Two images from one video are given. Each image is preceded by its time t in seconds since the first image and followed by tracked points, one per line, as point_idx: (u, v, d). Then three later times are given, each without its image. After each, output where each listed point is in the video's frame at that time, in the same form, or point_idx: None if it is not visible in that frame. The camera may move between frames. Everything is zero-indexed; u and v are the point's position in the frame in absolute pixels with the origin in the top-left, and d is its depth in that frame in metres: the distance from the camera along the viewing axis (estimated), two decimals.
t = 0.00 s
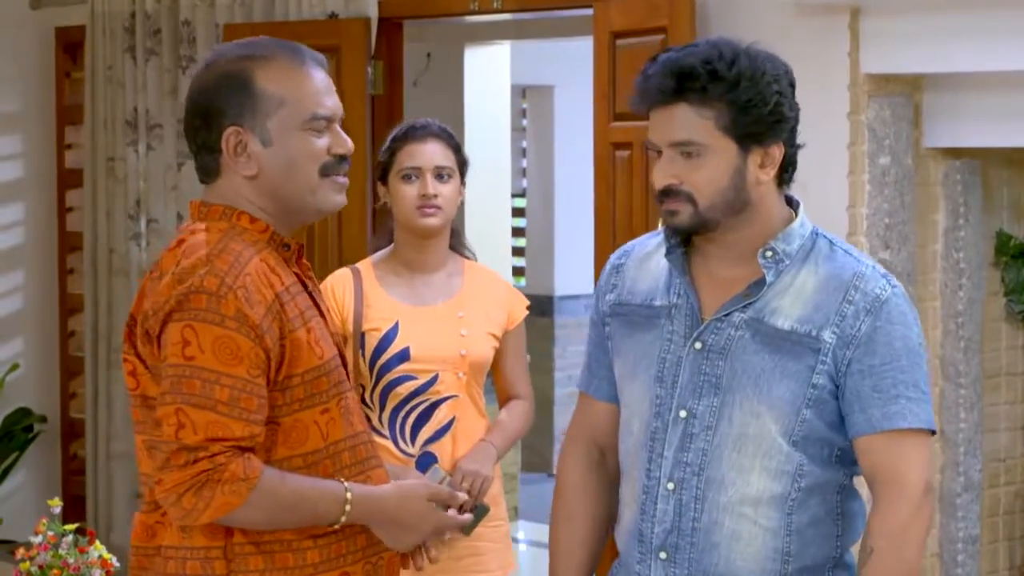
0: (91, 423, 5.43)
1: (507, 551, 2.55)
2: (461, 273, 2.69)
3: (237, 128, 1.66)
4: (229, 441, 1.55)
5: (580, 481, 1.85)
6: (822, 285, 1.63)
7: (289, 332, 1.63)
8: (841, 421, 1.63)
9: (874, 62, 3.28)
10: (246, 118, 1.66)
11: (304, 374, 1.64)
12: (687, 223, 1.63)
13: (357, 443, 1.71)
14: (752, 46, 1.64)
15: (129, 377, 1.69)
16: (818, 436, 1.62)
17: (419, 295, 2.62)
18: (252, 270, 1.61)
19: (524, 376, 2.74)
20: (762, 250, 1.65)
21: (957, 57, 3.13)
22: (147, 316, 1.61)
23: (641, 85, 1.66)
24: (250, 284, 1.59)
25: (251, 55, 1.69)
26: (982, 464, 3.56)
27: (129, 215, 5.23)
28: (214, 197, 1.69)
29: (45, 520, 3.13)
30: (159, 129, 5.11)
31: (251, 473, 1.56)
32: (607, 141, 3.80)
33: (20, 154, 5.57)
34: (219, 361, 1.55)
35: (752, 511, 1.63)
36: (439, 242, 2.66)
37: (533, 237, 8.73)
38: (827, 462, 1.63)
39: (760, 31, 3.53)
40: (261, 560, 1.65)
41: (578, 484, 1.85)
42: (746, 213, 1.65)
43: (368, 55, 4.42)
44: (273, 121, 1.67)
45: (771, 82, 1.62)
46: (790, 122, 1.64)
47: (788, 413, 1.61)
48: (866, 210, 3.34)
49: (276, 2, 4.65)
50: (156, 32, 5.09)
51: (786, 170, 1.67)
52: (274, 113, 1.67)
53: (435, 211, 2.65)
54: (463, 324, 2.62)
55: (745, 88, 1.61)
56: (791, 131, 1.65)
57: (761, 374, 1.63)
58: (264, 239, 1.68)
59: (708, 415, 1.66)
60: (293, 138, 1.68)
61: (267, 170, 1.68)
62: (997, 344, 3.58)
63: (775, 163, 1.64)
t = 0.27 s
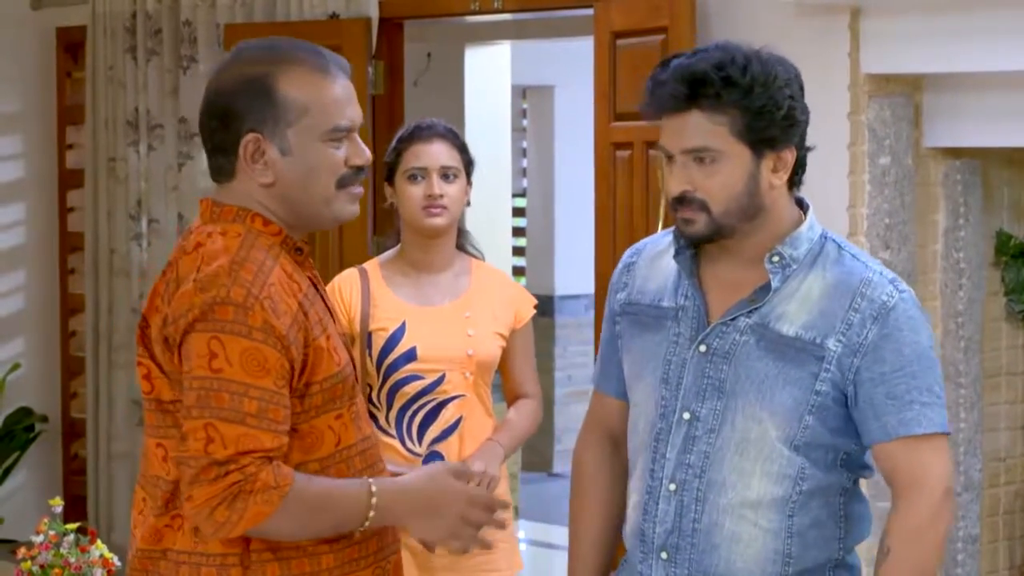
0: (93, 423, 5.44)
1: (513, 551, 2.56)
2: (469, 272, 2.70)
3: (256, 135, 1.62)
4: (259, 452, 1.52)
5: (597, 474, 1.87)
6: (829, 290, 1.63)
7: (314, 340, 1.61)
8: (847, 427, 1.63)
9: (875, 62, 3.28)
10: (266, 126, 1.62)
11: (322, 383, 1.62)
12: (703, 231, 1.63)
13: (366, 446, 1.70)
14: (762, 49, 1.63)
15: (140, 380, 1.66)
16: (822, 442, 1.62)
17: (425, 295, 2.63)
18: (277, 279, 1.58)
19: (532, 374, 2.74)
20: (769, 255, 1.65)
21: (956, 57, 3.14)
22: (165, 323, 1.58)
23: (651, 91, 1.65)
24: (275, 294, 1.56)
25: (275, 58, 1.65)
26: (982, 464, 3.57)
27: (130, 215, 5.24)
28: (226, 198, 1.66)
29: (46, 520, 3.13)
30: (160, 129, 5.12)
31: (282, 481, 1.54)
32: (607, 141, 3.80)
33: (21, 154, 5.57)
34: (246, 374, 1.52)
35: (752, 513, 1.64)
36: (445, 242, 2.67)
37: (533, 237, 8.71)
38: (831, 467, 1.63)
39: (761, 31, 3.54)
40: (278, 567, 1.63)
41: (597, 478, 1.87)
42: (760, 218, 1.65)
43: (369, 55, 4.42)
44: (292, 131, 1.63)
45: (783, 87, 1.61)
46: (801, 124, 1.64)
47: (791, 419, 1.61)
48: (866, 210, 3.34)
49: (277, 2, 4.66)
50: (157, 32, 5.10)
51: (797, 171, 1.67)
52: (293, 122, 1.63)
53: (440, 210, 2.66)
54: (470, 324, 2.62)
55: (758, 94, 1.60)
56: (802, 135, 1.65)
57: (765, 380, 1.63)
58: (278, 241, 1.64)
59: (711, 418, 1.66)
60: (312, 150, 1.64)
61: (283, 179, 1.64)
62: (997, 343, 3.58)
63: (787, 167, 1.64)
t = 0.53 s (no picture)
0: (95, 422, 5.45)
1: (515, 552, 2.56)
2: (471, 272, 2.72)
3: (276, 146, 1.55)
4: (272, 463, 1.43)
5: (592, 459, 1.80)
6: (837, 281, 1.61)
7: (325, 352, 1.53)
8: (850, 420, 1.61)
9: (875, 62, 3.29)
10: (286, 138, 1.55)
11: (334, 394, 1.55)
12: (718, 234, 1.60)
13: (376, 452, 1.63)
14: (768, 49, 1.61)
15: (150, 386, 1.59)
16: (826, 433, 1.60)
17: (427, 294, 2.64)
18: (287, 290, 1.50)
19: (533, 375, 2.75)
20: (776, 246, 1.62)
21: (955, 57, 3.15)
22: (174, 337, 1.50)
23: (659, 95, 1.63)
24: (286, 306, 1.48)
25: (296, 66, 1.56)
26: (981, 463, 3.58)
27: (132, 214, 5.25)
28: (239, 203, 1.59)
29: (48, 518, 3.13)
30: (162, 129, 5.13)
31: (298, 489, 1.44)
32: (607, 139, 3.81)
33: (22, 154, 5.58)
34: (258, 388, 1.43)
35: (755, 505, 1.61)
36: (449, 240, 2.70)
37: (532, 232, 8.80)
38: (833, 460, 1.61)
39: (761, 31, 3.55)
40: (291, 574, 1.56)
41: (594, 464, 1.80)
42: (771, 219, 1.63)
43: (370, 55, 4.43)
44: (313, 143, 1.56)
45: (793, 88, 1.59)
46: (809, 124, 1.62)
47: (798, 408, 1.59)
48: (865, 210, 3.36)
49: (278, 3, 4.67)
50: (158, 32, 5.11)
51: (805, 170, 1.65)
52: (315, 133, 1.56)
53: (445, 210, 2.70)
54: (473, 324, 2.64)
55: (770, 96, 1.58)
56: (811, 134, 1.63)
57: (771, 369, 1.61)
58: (289, 249, 1.57)
59: (716, 408, 1.64)
60: (333, 164, 1.56)
61: (302, 191, 1.57)
62: (996, 343, 3.60)
63: (798, 166, 1.62)
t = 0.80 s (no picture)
0: (97, 422, 5.48)
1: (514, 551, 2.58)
2: (470, 272, 2.74)
3: (287, 155, 1.55)
4: (255, 468, 1.44)
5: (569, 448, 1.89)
6: (822, 271, 1.71)
7: (320, 355, 1.52)
8: (837, 408, 1.70)
9: (874, 64, 3.31)
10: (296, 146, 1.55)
11: (333, 396, 1.55)
12: (697, 228, 1.72)
13: (379, 454, 1.63)
14: (752, 49, 1.72)
15: (149, 392, 1.62)
16: (816, 420, 1.69)
17: (427, 293, 2.66)
18: (279, 293, 1.50)
19: (530, 375, 2.78)
20: (763, 237, 1.72)
21: (954, 58, 3.16)
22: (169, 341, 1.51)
23: (647, 94, 1.74)
24: (277, 309, 1.48)
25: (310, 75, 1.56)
26: (981, 462, 3.59)
27: (134, 215, 5.27)
28: (239, 204, 1.59)
29: (51, 517, 3.15)
30: (164, 131, 5.15)
31: (279, 494, 1.44)
32: (607, 140, 3.83)
33: (25, 155, 5.59)
34: (242, 391, 1.44)
35: (746, 493, 1.70)
36: (449, 240, 2.72)
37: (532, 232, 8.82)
38: (822, 449, 1.70)
39: (760, 33, 3.57)
40: None
41: (570, 452, 1.89)
42: (753, 214, 1.73)
43: (372, 56, 4.45)
44: (321, 152, 1.56)
45: (773, 86, 1.70)
46: (792, 123, 1.73)
47: (790, 393, 1.68)
48: (864, 210, 3.38)
49: (280, 5, 4.69)
50: (160, 34, 5.13)
51: (789, 168, 1.76)
52: (324, 142, 1.56)
53: (445, 210, 2.71)
54: (473, 323, 2.66)
55: (750, 94, 1.69)
56: (794, 132, 1.73)
57: (763, 355, 1.69)
58: (288, 250, 1.57)
59: (707, 396, 1.72)
60: (338, 172, 1.57)
61: (310, 199, 1.57)
62: (994, 343, 3.62)
63: (780, 163, 1.73)
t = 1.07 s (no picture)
0: (97, 422, 5.48)
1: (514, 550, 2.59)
2: (468, 271, 2.75)
3: (298, 160, 1.57)
4: (230, 472, 1.48)
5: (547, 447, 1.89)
6: (798, 259, 1.74)
7: (310, 357, 1.56)
8: (818, 394, 1.73)
9: (874, 64, 3.31)
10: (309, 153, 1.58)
11: (323, 397, 1.58)
12: (665, 225, 1.74)
13: (373, 453, 1.67)
14: (721, 46, 1.74)
15: (141, 391, 1.70)
16: (800, 407, 1.71)
17: (426, 293, 2.67)
18: (265, 294, 1.53)
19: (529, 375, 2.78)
20: (739, 229, 1.75)
21: (955, 58, 3.17)
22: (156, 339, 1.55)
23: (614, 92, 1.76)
24: (262, 311, 1.52)
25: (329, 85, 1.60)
26: (980, 461, 3.60)
27: (134, 215, 5.28)
28: (241, 203, 1.62)
29: (53, 517, 3.15)
30: (165, 131, 5.16)
31: (253, 501, 1.49)
32: (607, 140, 3.83)
33: (27, 155, 5.60)
34: (221, 393, 1.48)
35: (733, 483, 1.72)
36: (448, 239, 2.72)
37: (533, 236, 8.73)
38: (804, 438, 1.73)
39: (761, 33, 3.58)
40: None
41: (547, 451, 1.89)
42: (722, 209, 1.75)
43: (372, 56, 4.45)
44: (334, 161, 1.59)
45: (740, 82, 1.71)
46: (761, 119, 1.74)
47: (774, 381, 1.70)
48: (864, 210, 3.39)
49: (281, 5, 4.69)
50: (161, 34, 5.13)
51: (761, 163, 1.77)
52: (338, 152, 1.59)
53: (444, 210, 2.71)
54: (473, 322, 2.67)
55: (715, 89, 1.70)
56: (763, 127, 1.74)
57: (746, 344, 1.72)
58: (284, 252, 1.60)
59: (689, 388, 1.74)
60: (347, 182, 1.61)
61: (314, 205, 1.61)
62: (993, 342, 3.63)
63: (749, 159, 1.74)
